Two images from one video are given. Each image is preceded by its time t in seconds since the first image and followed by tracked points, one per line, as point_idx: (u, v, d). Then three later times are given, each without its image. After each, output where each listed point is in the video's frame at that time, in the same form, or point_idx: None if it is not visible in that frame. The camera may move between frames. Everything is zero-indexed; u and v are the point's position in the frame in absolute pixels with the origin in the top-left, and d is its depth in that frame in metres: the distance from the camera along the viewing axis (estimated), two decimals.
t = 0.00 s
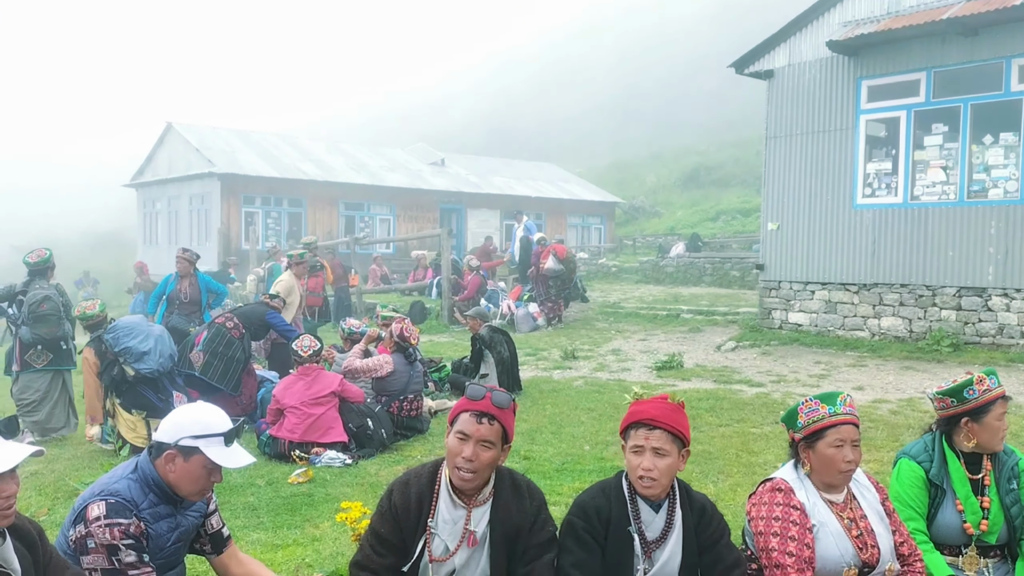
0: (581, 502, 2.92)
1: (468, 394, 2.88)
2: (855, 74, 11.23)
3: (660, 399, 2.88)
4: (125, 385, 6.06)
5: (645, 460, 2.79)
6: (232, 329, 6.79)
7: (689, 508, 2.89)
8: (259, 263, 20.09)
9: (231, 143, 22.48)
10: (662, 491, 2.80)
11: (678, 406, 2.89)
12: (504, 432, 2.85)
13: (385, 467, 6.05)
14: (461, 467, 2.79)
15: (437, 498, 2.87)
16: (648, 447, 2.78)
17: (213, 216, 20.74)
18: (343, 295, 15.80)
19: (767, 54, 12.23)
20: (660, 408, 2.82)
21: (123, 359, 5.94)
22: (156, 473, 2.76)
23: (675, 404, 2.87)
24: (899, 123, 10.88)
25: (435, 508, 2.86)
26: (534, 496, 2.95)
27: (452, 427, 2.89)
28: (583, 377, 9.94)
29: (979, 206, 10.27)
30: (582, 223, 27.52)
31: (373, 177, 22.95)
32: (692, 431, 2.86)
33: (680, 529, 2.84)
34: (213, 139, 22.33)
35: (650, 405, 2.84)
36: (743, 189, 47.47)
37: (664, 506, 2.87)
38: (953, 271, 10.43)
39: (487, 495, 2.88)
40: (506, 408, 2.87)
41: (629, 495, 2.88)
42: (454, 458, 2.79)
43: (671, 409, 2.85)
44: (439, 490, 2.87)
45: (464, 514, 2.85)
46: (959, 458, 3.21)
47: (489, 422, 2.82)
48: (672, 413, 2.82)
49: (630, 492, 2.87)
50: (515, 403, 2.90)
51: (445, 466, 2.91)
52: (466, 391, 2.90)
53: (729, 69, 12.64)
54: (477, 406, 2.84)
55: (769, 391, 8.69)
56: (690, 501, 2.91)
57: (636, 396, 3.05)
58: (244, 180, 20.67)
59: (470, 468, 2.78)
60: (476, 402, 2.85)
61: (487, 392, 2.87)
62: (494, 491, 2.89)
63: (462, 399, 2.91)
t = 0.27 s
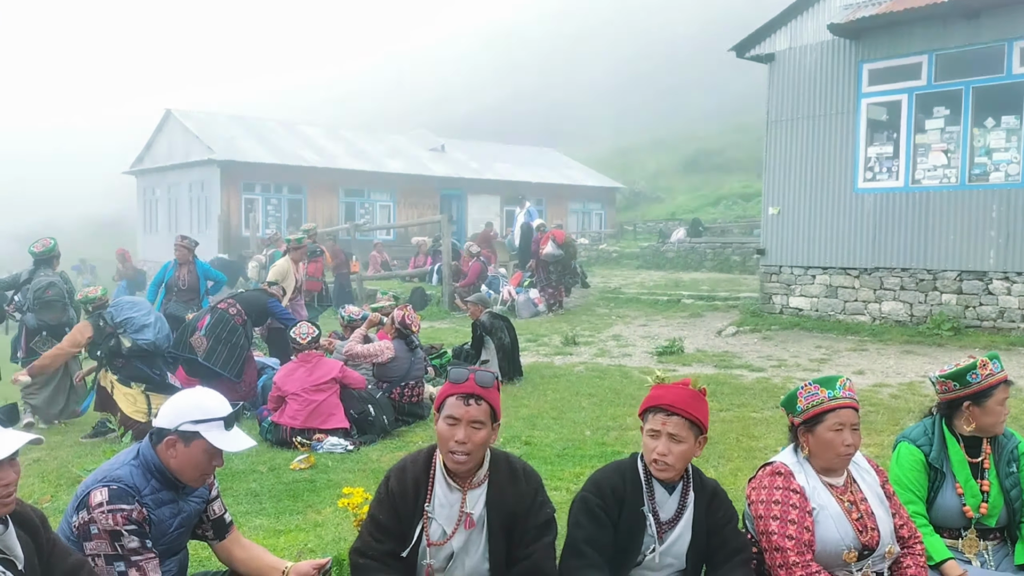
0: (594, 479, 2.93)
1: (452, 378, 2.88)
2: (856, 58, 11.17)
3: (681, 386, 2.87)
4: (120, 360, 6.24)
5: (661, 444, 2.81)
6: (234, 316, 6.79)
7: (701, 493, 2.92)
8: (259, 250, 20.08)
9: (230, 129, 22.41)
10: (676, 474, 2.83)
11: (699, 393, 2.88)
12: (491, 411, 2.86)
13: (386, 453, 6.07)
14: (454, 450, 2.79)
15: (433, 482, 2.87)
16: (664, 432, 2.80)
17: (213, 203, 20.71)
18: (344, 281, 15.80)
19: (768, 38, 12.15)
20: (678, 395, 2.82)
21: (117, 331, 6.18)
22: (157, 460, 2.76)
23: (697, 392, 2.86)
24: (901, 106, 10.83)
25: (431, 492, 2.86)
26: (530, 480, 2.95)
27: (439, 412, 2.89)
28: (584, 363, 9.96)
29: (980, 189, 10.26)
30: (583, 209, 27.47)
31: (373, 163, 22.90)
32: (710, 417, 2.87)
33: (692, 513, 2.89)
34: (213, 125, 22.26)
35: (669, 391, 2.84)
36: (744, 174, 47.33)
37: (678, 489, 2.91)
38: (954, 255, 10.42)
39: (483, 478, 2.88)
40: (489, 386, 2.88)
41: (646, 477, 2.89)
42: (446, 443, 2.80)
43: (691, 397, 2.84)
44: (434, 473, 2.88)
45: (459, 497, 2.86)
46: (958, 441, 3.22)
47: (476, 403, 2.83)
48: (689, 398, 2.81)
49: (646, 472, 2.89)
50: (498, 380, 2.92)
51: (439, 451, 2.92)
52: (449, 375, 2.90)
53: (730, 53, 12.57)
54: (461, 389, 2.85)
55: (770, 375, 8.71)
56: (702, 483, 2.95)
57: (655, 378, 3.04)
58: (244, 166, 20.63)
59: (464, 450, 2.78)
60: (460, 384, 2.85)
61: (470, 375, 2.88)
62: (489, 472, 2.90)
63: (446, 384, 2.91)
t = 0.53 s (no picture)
0: (602, 467, 2.94)
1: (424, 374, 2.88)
2: (859, 48, 11.13)
3: (686, 377, 2.88)
4: (117, 338, 6.43)
5: (664, 434, 2.81)
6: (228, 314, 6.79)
7: (709, 481, 2.94)
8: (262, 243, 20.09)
9: (232, 123, 22.39)
10: (681, 465, 2.83)
11: (705, 385, 2.89)
12: (471, 395, 2.87)
13: (390, 445, 6.08)
14: (443, 442, 2.80)
15: (426, 473, 2.88)
16: (668, 423, 2.80)
17: (216, 196, 20.71)
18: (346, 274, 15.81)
19: (770, 28, 12.10)
20: (684, 386, 2.83)
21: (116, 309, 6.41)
22: (160, 452, 2.77)
23: (703, 384, 2.87)
24: (903, 96, 10.79)
25: (424, 484, 2.87)
26: (525, 468, 2.94)
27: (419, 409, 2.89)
28: (587, 354, 9.96)
29: (983, 179, 10.24)
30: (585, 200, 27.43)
31: (375, 156, 22.88)
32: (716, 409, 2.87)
33: (696, 501, 2.89)
34: (214, 118, 22.24)
35: (674, 381, 2.85)
36: (747, 164, 47.23)
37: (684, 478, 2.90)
38: (957, 245, 10.40)
39: (474, 466, 2.88)
40: (462, 371, 2.89)
41: (652, 466, 2.89)
42: (436, 436, 2.80)
43: (698, 389, 2.85)
44: (426, 465, 2.89)
45: (450, 487, 2.85)
46: (962, 432, 3.22)
47: (456, 391, 2.84)
48: (695, 391, 2.82)
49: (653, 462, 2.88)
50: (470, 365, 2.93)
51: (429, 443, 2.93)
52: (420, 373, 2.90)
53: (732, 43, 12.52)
54: (435, 382, 2.85)
55: (773, 366, 8.71)
56: (708, 473, 2.96)
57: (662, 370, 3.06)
58: (246, 159, 20.63)
59: (456, 439, 2.79)
60: (433, 378, 2.85)
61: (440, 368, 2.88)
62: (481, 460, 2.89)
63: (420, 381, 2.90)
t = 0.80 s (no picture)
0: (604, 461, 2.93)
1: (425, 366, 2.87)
2: (864, 42, 11.07)
3: (689, 369, 2.88)
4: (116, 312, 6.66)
5: (666, 427, 2.80)
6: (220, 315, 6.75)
7: (711, 476, 2.93)
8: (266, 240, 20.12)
9: (236, 120, 22.40)
10: (682, 457, 2.82)
11: (707, 378, 2.88)
12: (471, 388, 2.88)
13: (396, 442, 6.09)
14: (442, 436, 2.80)
15: (423, 466, 2.88)
16: (670, 416, 2.80)
17: (221, 193, 20.74)
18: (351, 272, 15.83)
19: (775, 22, 12.05)
20: (686, 378, 2.83)
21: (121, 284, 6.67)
22: (165, 449, 2.77)
23: (705, 376, 2.86)
24: (909, 90, 10.75)
25: (422, 478, 2.87)
26: (523, 461, 2.94)
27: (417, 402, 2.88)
28: (592, 350, 9.96)
29: (990, 172, 10.19)
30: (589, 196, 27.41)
31: (379, 152, 22.88)
32: (718, 402, 2.85)
33: (698, 495, 2.88)
34: (218, 116, 22.25)
35: (676, 374, 2.85)
36: (751, 159, 47.11)
37: (685, 472, 2.90)
38: (964, 239, 10.36)
39: (472, 458, 2.88)
40: (462, 365, 2.91)
41: (653, 458, 2.89)
42: (435, 428, 2.79)
43: (698, 380, 2.84)
44: (423, 458, 2.89)
45: (449, 479, 2.85)
46: (968, 428, 3.20)
47: (457, 383, 2.84)
48: (696, 382, 2.82)
49: (654, 455, 2.87)
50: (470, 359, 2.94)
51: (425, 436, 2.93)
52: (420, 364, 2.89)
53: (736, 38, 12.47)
54: (436, 374, 2.84)
55: (779, 361, 8.70)
56: (711, 468, 2.94)
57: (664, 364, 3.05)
58: (251, 156, 20.65)
59: (457, 431, 2.78)
60: (434, 370, 2.85)
61: (442, 360, 2.88)
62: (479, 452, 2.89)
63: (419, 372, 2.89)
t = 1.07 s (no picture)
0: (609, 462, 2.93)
1: (449, 364, 2.87)
2: (870, 38, 11.03)
3: (691, 370, 2.87)
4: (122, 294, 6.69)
5: (669, 428, 2.81)
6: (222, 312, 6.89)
7: (718, 477, 2.92)
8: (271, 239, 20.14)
9: (241, 119, 22.44)
10: (688, 457, 2.82)
11: (709, 377, 2.87)
12: (491, 390, 2.89)
13: (401, 440, 6.10)
14: (461, 434, 2.79)
15: (434, 466, 2.88)
16: (673, 416, 2.79)
17: (226, 192, 20.78)
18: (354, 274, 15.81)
19: (779, 19, 12.02)
20: (686, 378, 2.82)
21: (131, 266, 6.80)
22: (171, 449, 2.78)
23: (707, 376, 2.86)
24: (915, 86, 10.72)
25: (432, 478, 2.87)
26: (532, 461, 2.94)
27: (437, 399, 2.87)
28: (597, 348, 9.95)
29: (996, 169, 10.16)
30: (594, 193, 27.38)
31: (384, 150, 22.89)
32: (721, 401, 2.85)
33: (704, 496, 2.88)
34: (223, 115, 22.29)
35: (677, 375, 2.84)
36: (757, 156, 46.98)
37: (690, 472, 2.89)
38: (970, 236, 10.33)
39: (483, 458, 2.88)
40: (484, 367, 2.92)
41: (658, 459, 2.88)
42: (453, 426, 2.78)
43: (700, 380, 2.83)
44: (434, 458, 2.89)
45: (460, 479, 2.85)
46: (974, 425, 3.19)
47: (479, 384, 2.85)
48: (697, 382, 2.81)
49: (657, 455, 2.88)
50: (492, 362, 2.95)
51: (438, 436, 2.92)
52: (445, 361, 2.88)
53: (741, 34, 12.45)
54: (460, 373, 2.85)
55: (784, 359, 8.68)
56: (717, 468, 2.94)
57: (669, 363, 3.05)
58: (255, 155, 20.68)
59: (475, 432, 2.79)
60: (458, 368, 2.85)
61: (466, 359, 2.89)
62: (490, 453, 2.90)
63: (442, 370, 2.88)
